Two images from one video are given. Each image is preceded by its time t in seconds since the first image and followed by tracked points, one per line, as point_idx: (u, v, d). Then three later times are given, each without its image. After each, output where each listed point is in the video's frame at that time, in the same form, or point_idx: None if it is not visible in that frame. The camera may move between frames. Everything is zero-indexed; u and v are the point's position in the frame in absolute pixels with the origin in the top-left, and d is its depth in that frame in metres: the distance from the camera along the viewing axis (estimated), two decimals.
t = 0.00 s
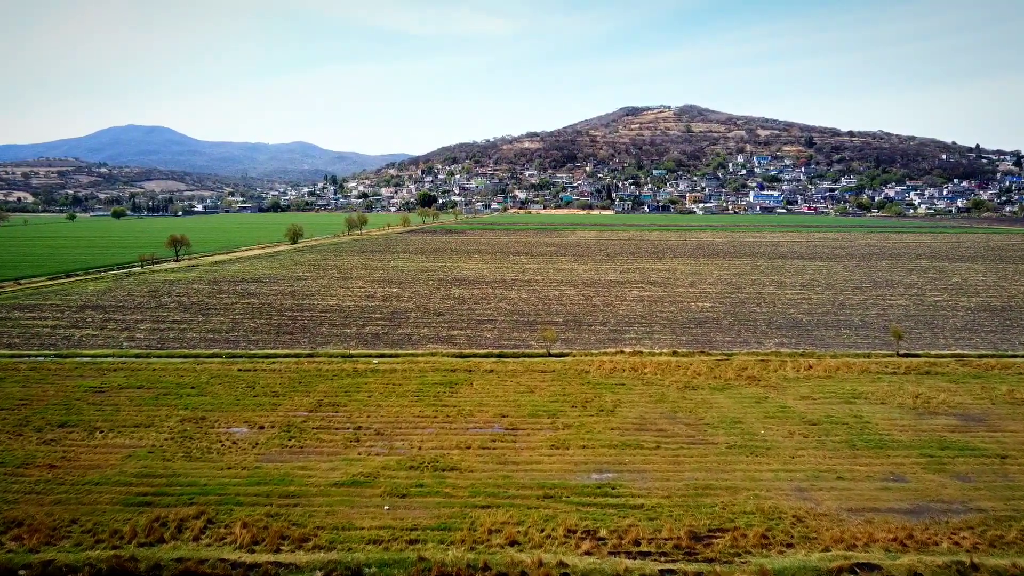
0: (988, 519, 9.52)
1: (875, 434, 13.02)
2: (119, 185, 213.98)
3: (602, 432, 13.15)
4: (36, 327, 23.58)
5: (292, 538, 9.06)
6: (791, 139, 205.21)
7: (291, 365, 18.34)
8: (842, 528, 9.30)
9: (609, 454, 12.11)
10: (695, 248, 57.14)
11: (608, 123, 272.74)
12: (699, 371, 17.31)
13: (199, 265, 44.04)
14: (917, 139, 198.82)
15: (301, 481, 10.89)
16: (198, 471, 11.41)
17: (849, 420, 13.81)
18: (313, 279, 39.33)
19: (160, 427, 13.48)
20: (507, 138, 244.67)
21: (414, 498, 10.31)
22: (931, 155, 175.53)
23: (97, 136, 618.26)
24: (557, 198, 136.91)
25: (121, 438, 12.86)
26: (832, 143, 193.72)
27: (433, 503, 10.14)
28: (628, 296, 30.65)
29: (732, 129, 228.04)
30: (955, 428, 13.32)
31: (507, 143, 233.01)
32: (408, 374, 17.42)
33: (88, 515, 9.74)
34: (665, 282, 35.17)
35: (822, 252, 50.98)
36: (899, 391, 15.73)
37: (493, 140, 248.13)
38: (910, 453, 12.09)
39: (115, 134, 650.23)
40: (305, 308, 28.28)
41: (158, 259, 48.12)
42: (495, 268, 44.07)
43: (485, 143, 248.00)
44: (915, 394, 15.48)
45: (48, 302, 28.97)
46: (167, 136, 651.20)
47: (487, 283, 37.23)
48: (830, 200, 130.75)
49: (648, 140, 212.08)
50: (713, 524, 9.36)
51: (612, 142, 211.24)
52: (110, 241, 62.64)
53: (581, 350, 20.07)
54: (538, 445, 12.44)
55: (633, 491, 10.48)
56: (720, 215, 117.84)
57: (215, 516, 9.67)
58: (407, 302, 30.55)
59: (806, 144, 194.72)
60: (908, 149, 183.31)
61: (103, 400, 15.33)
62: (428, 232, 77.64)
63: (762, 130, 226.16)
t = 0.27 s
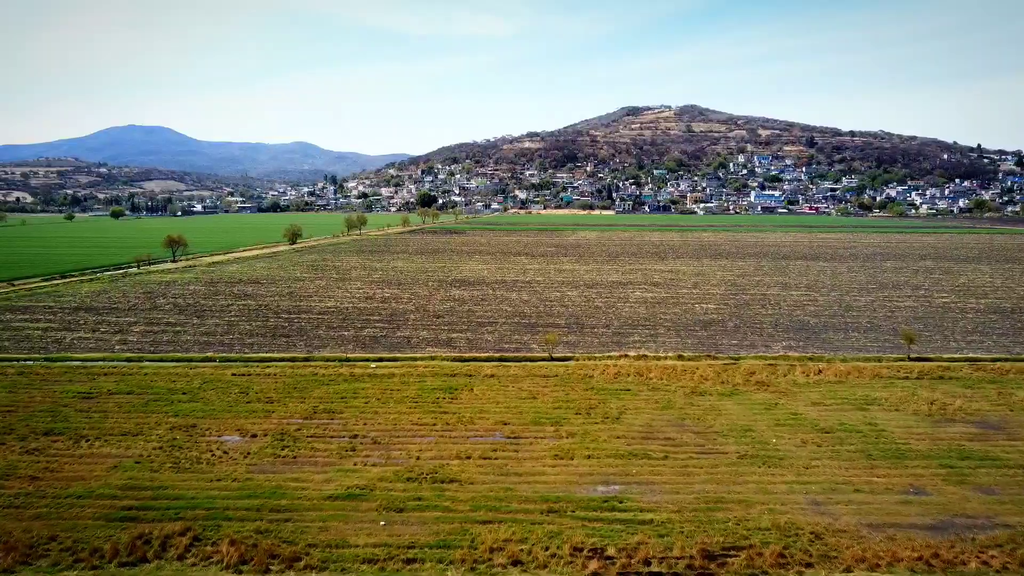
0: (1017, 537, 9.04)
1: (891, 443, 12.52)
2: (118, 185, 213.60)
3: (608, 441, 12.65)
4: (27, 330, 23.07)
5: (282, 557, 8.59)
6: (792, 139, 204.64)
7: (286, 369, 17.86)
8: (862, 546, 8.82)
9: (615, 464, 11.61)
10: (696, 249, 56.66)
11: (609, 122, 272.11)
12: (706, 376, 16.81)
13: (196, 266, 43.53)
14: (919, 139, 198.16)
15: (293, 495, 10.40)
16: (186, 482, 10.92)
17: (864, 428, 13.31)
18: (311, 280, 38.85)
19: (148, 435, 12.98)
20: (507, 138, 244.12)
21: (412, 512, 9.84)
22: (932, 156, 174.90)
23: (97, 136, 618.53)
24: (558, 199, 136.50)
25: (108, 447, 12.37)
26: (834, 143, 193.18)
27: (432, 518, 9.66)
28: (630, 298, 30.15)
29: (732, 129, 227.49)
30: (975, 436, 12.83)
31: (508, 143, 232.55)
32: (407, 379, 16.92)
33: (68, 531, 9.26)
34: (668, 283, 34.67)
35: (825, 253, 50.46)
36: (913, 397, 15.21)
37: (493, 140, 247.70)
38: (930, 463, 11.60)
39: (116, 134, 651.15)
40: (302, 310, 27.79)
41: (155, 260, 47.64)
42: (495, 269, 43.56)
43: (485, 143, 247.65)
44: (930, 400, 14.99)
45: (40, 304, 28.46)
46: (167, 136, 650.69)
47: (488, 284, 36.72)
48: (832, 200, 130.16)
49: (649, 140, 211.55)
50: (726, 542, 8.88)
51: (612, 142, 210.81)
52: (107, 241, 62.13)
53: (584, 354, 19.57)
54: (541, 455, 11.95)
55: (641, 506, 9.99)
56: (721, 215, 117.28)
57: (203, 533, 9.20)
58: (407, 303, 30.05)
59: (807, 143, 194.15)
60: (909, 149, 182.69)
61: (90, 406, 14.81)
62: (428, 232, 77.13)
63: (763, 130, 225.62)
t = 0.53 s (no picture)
0: None
1: (908, 452, 12.04)
2: (118, 185, 213.24)
3: (613, 449, 12.17)
4: (18, 332, 22.60)
5: None
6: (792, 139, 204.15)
7: (281, 374, 17.37)
8: (885, 565, 8.35)
9: (622, 474, 11.13)
10: (699, 249, 56.19)
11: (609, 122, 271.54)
12: (714, 381, 16.33)
13: (193, 267, 43.08)
14: (920, 139, 197.57)
15: (285, 508, 9.93)
16: (173, 495, 10.45)
17: (879, 437, 12.83)
18: (310, 280, 38.40)
19: (136, 444, 12.50)
20: (507, 138, 243.61)
21: (409, 528, 9.36)
22: (934, 156, 174.32)
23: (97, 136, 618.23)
24: (559, 198, 136.18)
25: (93, 457, 11.89)
26: (835, 143, 192.69)
27: (430, 534, 9.18)
28: (633, 300, 29.66)
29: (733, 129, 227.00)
30: (995, 445, 12.35)
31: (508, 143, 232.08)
32: (405, 384, 16.44)
33: (47, 549, 8.78)
34: (671, 285, 34.17)
35: (829, 254, 49.94)
36: (928, 403, 14.73)
37: (493, 139, 247.24)
38: (950, 474, 11.12)
39: (116, 134, 650.91)
40: (300, 311, 27.31)
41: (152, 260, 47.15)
42: (496, 270, 43.12)
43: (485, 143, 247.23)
44: (945, 406, 14.51)
45: (33, 305, 28.00)
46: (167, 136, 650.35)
47: (488, 285, 36.23)
48: (833, 200, 129.69)
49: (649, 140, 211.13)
50: (742, 561, 8.40)
51: (613, 142, 210.35)
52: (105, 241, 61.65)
53: (588, 358, 19.09)
54: (544, 465, 11.46)
55: (650, 520, 9.52)
56: (721, 215, 116.82)
57: (188, 550, 8.72)
58: (406, 305, 29.54)
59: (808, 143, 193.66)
60: (910, 149, 182.15)
61: (78, 412, 14.34)
62: (427, 232, 76.62)
63: (763, 130, 225.19)
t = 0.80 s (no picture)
0: None
1: (927, 462, 11.54)
2: (118, 185, 212.95)
3: (620, 460, 11.67)
4: (8, 335, 22.13)
5: None
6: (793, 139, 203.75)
7: (276, 379, 16.86)
8: None
9: (629, 486, 10.64)
10: (701, 250, 55.74)
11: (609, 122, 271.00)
12: (722, 386, 15.83)
13: (190, 268, 42.63)
14: (921, 139, 197.11)
15: (276, 524, 9.43)
16: (159, 509, 9.95)
17: (895, 446, 12.33)
18: (308, 282, 37.94)
19: (122, 454, 12.02)
20: (508, 138, 243.14)
21: (407, 546, 8.87)
22: (935, 156, 173.85)
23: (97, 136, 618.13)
24: (559, 198, 135.85)
25: (77, 467, 11.40)
26: (835, 143, 192.31)
27: (428, 552, 8.69)
28: (636, 302, 29.14)
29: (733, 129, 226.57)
30: (1016, 455, 11.85)
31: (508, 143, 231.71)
32: (403, 390, 15.95)
33: (23, 569, 8.29)
34: (675, 286, 33.64)
35: (832, 254, 49.41)
36: (944, 410, 14.23)
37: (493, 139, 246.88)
38: (972, 486, 10.62)
39: (116, 134, 650.84)
40: (297, 314, 26.80)
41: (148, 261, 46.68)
42: (496, 271, 42.65)
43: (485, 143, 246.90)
44: (962, 413, 14.01)
45: (26, 307, 27.54)
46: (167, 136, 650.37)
47: (489, 287, 35.73)
48: (834, 200, 129.29)
49: (650, 140, 210.78)
50: None
51: (613, 142, 209.99)
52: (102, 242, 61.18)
53: (591, 362, 18.60)
54: (548, 477, 10.95)
55: (661, 537, 9.03)
56: (723, 215, 116.28)
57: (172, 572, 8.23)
58: (405, 307, 29.03)
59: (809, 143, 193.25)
60: (912, 149, 181.68)
61: (65, 420, 13.85)
62: (427, 232, 76.09)
63: (764, 130, 224.78)
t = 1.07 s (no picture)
0: None
1: (948, 474, 11.04)
2: (118, 185, 212.64)
3: (627, 471, 11.18)
4: None
5: None
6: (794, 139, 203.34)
7: (270, 384, 16.37)
8: None
9: (638, 499, 10.15)
10: (703, 250, 55.29)
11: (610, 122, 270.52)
12: (730, 392, 15.33)
13: (188, 269, 42.18)
14: (922, 139, 196.68)
15: (266, 541, 8.95)
16: (144, 524, 9.46)
17: (914, 455, 11.83)
18: (306, 282, 37.46)
19: (107, 464, 11.53)
20: (508, 138, 242.67)
21: (404, 565, 8.38)
22: (936, 156, 173.39)
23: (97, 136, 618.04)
24: (560, 198, 135.51)
25: (60, 478, 10.90)
26: (836, 142, 191.88)
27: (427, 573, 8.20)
28: (639, 304, 28.66)
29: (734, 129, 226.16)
30: None
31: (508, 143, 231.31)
32: (401, 396, 15.46)
33: None
34: (678, 287, 33.16)
35: (836, 255, 48.94)
36: (962, 417, 13.72)
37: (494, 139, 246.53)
38: (996, 499, 10.13)
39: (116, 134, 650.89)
40: (294, 316, 26.31)
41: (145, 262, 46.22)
42: (497, 272, 42.20)
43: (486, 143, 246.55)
44: (980, 420, 13.51)
45: (18, 309, 27.07)
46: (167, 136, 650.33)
47: (489, 288, 35.25)
48: (836, 200, 128.89)
49: (650, 140, 210.42)
50: None
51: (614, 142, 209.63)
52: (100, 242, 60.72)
53: (595, 366, 18.12)
54: (552, 489, 10.46)
55: (672, 556, 8.54)
56: (724, 215, 115.75)
57: None
58: (404, 309, 28.55)
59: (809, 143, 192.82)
60: (913, 149, 181.21)
61: (50, 427, 13.36)
62: (427, 233, 75.62)
63: (764, 130, 224.28)
